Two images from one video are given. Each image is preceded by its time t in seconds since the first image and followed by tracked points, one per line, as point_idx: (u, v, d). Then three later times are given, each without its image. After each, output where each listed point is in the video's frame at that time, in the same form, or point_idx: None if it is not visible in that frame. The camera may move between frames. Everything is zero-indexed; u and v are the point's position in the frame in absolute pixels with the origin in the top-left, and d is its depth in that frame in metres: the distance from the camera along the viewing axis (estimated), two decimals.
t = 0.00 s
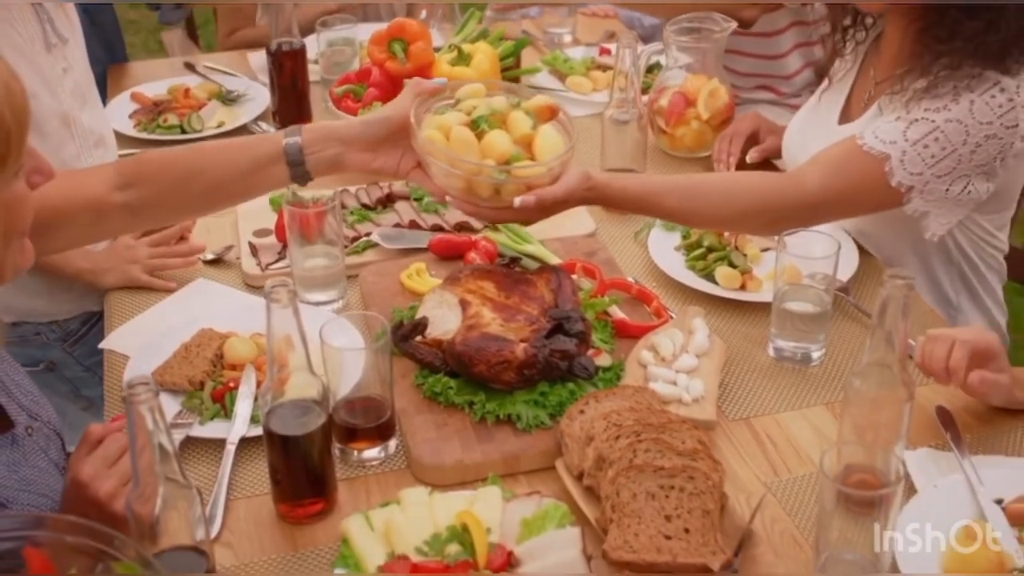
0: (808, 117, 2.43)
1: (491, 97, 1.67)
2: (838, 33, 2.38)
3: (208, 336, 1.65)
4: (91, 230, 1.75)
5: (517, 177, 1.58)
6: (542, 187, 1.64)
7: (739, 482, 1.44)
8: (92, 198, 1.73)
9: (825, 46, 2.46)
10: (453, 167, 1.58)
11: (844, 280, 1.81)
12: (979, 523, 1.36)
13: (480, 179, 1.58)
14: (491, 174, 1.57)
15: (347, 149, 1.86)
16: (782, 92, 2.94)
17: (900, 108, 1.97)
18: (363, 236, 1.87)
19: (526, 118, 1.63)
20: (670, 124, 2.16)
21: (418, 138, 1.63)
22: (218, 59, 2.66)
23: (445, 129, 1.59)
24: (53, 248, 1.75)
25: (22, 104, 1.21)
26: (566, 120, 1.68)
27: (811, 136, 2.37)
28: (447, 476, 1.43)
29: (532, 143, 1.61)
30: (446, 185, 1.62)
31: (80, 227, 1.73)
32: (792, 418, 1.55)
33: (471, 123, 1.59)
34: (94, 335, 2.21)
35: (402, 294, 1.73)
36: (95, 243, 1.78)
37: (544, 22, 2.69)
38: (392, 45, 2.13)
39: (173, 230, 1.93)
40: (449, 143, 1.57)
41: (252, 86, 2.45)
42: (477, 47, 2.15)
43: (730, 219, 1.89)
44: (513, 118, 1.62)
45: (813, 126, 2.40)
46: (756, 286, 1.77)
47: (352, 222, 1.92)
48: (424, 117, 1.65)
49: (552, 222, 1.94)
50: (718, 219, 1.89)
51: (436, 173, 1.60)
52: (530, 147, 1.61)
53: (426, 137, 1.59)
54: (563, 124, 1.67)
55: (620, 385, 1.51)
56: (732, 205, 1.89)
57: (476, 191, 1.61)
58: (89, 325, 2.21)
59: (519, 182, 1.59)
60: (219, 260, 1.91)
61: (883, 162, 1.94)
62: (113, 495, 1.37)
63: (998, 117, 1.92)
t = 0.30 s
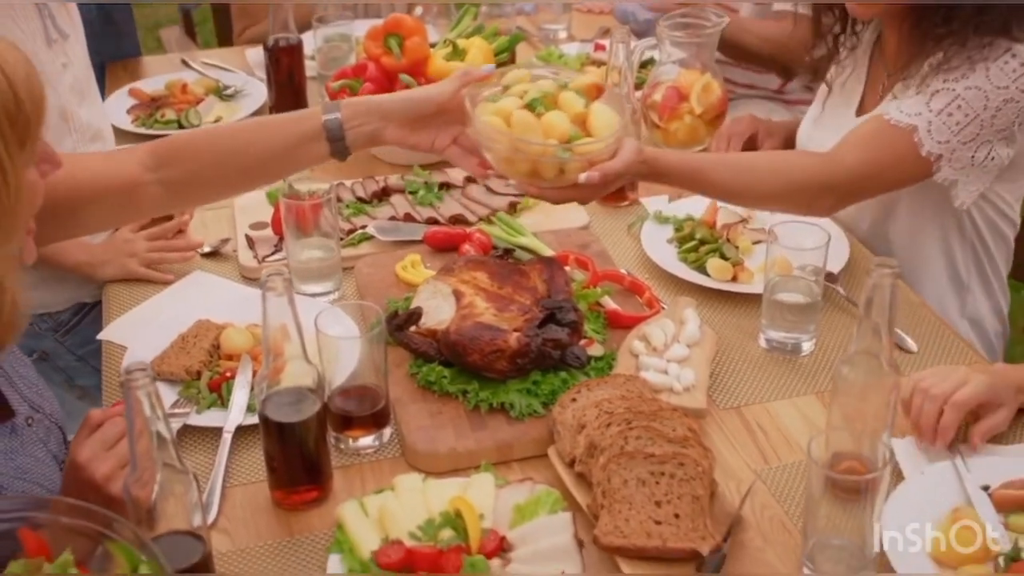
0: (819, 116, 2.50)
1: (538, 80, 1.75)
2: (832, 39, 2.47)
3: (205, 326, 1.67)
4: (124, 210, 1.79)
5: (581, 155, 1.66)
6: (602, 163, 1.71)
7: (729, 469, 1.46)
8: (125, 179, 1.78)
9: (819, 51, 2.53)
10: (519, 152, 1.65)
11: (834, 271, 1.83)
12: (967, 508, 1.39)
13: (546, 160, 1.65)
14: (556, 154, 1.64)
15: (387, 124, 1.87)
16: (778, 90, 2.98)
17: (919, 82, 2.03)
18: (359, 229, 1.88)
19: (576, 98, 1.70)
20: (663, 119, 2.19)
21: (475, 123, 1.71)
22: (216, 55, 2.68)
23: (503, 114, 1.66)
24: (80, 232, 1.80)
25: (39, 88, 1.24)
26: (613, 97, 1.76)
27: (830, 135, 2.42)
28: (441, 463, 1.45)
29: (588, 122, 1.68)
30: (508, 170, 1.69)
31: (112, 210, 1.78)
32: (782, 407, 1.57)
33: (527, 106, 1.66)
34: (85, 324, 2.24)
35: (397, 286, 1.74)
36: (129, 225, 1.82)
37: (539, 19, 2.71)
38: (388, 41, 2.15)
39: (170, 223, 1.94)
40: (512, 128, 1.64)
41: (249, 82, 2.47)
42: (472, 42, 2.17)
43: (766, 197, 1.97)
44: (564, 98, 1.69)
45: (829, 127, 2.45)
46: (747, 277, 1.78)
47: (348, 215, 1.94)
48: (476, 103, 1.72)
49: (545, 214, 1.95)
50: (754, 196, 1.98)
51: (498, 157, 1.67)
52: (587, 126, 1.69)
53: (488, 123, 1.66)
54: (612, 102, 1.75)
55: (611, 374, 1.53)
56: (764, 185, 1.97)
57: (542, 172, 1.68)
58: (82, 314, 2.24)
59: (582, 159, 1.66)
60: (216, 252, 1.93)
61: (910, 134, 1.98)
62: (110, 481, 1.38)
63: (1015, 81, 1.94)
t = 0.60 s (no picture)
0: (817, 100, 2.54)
1: (592, 64, 1.91)
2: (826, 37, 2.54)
3: (201, 316, 1.69)
4: (122, 205, 1.83)
5: (649, 125, 1.79)
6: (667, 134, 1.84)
7: (717, 454, 1.48)
8: (126, 173, 1.82)
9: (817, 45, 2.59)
10: (589, 124, 1.78)
11: (823, 261, 1.85)
12: (950, 491, 1.41)
13: (615, 131, 1.79)
14: (624, 123, 1.78)
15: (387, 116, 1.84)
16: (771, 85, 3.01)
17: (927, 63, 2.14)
18: (354, 220, 1.91)
19: (634, 77, 1.85)
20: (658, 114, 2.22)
21: (539, 99, 1.85)
22: (212, 49, 2.70)
23: (569, 89, 1.81)
24: (83, 228, 1.85)
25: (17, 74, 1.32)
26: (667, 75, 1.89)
27: (826, 121, 2.46)
28: (433, 448, 1.47)
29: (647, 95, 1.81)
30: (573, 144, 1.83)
31: (114, 206, 1.82)
32: (769, 393, 1.59)
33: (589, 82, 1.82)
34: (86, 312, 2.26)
35: (391, 276, 1.76)
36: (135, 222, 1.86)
37: (534, 14, 2.73)
38: (382, 35, 2.17)
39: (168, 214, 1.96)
40: (580, 101, 1.78)
41: (246, 77, 2.49)
42: (466, 36, 2.20)
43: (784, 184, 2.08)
44: (623, 76, 1.84)
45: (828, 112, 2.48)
46: (737, 267, 1.80)
47: (343, 207, 1.95)
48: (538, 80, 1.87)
49: (539, 205, 1.97)
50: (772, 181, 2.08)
51: (565, 130, 1.81)
52: (648, 98, 1.82)
53: (557, 99, 1.79)
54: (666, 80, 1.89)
55: (602, 361, 1.55)
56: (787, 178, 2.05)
57: (611, 144, 1.82)
58: (81, 302, 2.26)
59: (649, 128, 1.80)
60: (213, 244, 1.95)
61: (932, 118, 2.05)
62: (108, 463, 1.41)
63: (1020, 59, 2.03)
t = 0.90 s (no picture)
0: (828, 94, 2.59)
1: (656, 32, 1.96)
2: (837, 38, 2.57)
3: (197, 306, 1.72)
4: (55, 216, 1.81)
5: (713, 90, 1.86)
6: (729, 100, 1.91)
7: (706, 441, 1.50)
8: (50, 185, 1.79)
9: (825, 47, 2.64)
10: (652, 87, 1.86)
11: (812, 253, 1.87)
12: (936, 477, 1.44)
13: (679, 94, 1.86)
14: (688, 88, 1.85)
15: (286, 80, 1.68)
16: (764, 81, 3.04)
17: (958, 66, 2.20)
18: (348, 213, 1.92)
19: (697, 42, 1.89)
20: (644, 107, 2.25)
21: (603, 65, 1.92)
22: (208, 46, 2.71)
23: (633, 54, 1.87)
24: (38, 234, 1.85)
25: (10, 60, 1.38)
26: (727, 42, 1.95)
27: (834, 119, 2.52)
28: (426, 435, 1.49)
29: (709, 59, 1.87)
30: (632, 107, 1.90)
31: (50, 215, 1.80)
32: (759, 381, 1.61)
33: (651, 46, 1.88)
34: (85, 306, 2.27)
35: (385, 267, 1.78)
36: (93, 231, 1.85)
37: (528, 11, 2.75)
38: (376, 30, 2.18)
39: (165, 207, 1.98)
40: (644, 63, 1.84)
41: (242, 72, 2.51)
42: (460, 32, 2.19)
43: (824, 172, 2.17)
44: (686, 42, 1.89)
45: (837, 109, 2.53)
46: (727, 258, 1.82)
47: (338, 199, 1.97)
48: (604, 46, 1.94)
49: (532, 198, 1.99)
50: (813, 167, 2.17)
51: (629, 93, 1.87)
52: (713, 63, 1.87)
53: (621, 62, 1.86)
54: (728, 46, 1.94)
55: (592, 349, 1.58)
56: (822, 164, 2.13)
57: (673, 108, 1.90)
58: (83, 295, 2.26)
59: (711, 94, 1.86)
60: (209, 236, 1.97)
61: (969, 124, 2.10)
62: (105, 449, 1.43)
63: None
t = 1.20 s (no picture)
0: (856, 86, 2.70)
1: (760, 48, 1.99)
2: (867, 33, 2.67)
3: (193, 295, 1.74)
4: None
5: (809, 110, 1.89)
6: (824, 118, 1.94)
7: (692, 426, 1.53)
8: None
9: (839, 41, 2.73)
10: (749, 109, 1.87)
11: (799, 242, 1.89)
12: (920, 460, 1.46)
13: (774, 115, 1.89)
14: (783, 109, 1.88)
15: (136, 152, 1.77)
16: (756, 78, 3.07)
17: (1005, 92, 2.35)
18: (342, 204, 1.95)
19: (799, 61, 1.92)
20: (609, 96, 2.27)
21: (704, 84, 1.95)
22: (205, 41, 2.74)
23: (732, 76, 1.89)
24: None
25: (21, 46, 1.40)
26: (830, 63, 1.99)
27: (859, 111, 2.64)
28: (417, 420, 1.52)
29: (809, 77, 1.90)
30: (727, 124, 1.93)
31: None
32: (745, 368, 1.64)
33: (753, 66, 1.89)
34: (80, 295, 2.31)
35: (378, 257, 1.81)
36: None
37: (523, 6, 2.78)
38: (371, 24, 2.21)
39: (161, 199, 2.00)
40: (742, 86, 1.87)
41: (238, 67, 2.53)
42: (453, 26, 2.22)
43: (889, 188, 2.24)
44: (789, 60, 1.91)
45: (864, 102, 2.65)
46: (717, 248, 1.85)
47: (332, 190, 2.00)
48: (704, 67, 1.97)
49: (523, 189, 2.01)
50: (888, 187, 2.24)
51: (728, 113, 1.91)
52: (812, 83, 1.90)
53: (720, 84, 1.89)
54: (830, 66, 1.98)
55: (582, 336, 1.60)
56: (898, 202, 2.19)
57: (769, 128, 1.92)
58: (80, 285, 2.30)
59: (808, 114, 1.90)
60: (205, 227, 1.99)
61: None
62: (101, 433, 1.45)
63: None
